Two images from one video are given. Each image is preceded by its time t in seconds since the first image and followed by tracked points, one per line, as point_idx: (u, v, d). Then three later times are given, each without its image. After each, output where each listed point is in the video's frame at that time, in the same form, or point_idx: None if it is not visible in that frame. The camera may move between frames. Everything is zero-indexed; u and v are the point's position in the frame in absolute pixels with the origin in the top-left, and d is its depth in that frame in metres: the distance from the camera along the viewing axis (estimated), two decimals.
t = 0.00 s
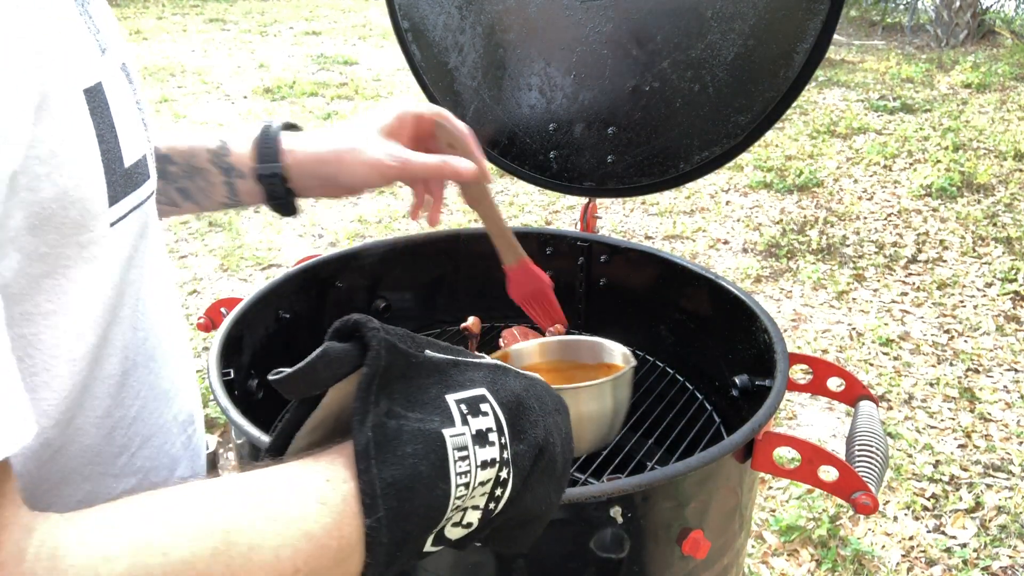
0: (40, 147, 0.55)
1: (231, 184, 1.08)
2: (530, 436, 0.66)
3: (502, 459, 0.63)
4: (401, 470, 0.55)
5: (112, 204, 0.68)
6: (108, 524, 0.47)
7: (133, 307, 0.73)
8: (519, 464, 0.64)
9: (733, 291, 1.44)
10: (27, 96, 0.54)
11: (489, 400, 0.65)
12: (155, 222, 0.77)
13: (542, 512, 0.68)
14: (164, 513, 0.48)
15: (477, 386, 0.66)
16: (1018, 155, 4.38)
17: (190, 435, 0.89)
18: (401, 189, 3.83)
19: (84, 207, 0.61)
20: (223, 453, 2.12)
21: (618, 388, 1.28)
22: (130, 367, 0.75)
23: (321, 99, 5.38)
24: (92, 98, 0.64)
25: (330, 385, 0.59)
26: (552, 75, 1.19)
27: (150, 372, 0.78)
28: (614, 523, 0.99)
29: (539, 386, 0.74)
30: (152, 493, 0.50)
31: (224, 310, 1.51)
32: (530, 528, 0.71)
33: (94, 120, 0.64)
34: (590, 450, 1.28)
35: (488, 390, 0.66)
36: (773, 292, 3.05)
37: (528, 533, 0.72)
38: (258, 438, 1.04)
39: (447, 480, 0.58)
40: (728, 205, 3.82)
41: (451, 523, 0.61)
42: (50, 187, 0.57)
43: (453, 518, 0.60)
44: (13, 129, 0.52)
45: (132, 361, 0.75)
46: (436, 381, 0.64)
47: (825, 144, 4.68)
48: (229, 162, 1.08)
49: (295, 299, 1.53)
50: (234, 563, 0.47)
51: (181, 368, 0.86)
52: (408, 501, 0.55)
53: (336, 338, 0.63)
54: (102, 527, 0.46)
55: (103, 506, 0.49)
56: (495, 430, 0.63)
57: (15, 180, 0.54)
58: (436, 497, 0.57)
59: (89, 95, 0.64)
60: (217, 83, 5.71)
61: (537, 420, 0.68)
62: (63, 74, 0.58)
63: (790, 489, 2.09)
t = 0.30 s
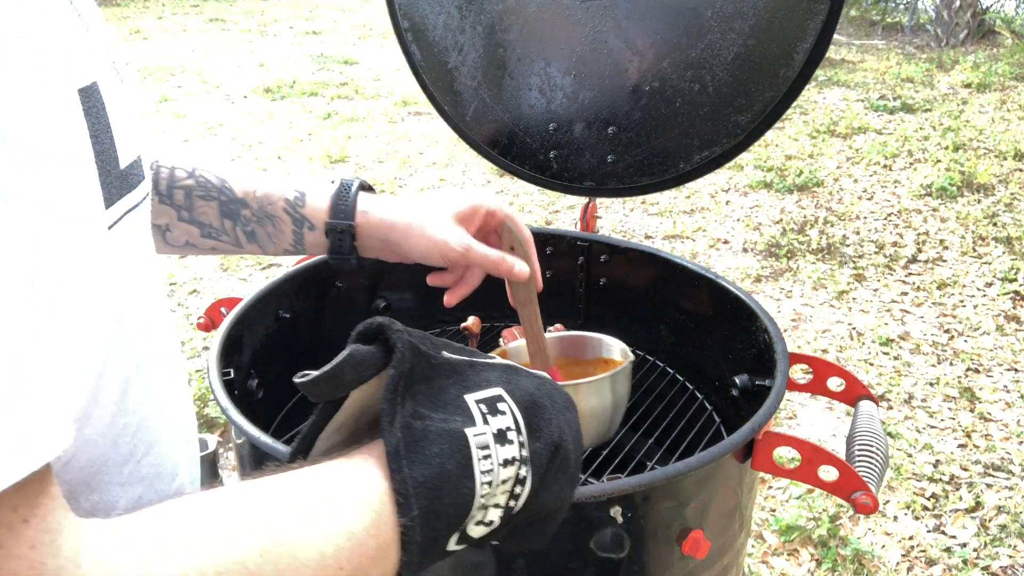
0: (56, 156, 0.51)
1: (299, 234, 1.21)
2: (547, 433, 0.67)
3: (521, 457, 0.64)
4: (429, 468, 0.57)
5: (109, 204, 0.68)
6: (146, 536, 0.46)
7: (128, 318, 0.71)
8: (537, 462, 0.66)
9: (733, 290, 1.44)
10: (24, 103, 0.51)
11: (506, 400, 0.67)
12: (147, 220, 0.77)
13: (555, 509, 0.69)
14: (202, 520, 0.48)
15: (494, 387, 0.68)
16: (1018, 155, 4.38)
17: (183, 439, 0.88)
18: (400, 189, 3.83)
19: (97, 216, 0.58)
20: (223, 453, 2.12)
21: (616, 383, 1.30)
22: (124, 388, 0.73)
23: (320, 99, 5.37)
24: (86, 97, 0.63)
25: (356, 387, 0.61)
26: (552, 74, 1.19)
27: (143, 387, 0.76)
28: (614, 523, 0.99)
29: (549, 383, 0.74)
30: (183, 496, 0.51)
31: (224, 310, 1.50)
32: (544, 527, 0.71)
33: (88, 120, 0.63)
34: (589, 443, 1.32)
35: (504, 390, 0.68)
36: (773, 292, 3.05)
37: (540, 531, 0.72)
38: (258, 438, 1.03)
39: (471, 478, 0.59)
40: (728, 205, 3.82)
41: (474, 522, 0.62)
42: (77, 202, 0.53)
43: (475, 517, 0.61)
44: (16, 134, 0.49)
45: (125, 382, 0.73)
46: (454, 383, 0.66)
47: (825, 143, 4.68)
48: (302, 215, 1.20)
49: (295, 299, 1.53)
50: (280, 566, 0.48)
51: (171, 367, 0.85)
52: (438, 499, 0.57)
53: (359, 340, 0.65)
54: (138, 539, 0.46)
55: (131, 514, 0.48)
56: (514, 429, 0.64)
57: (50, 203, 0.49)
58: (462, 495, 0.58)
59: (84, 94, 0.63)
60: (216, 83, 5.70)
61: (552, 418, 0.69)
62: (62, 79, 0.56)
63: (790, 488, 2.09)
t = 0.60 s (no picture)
0: (57, 155, 0.44)
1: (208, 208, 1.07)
2: (582, 438, 0.67)
3: (556, 463, 0.64)
4: (466, 476, 0.59)
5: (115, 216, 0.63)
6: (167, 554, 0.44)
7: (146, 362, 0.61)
8: (571, 467, 0.66)
9: (733, 291, 1.44)
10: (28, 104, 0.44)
11: (543, 405, 0.67)
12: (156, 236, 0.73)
13: (590, 511, 0.70)
14: (224, 534, 0.46)
15: (530, 391, 0.68)
16: (1018, 155, 4.38)
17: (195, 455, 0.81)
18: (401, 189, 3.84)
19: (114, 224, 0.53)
20: (222, 453, 2.12)
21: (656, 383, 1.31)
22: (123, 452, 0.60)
23: (320, 99, 5.38)
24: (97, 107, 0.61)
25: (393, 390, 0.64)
26: (552, 75, 1.19)
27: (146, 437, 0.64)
28: (613, 523, 0.99)
29: (585, 387, 0.73)
30: (196, 516, 0.48)
31: (224, 310, 1.50)
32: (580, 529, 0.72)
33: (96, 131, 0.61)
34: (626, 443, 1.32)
35: (541, 394, 0.68)
36: (773, 292, 3.05)
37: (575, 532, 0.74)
38: (259, 438, 1.04)
39: (507, 485, 0.61)
40: (728, 205, 3.82)
41: (507, 526, 0.63)
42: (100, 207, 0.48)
43: (509, 521, 0.62)
44: (14, 130, 0.42)
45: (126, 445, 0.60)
46: (490, 388, 0.68)
47: (825, 143, 4.68)
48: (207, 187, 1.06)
49: (296, 299, 1.53)
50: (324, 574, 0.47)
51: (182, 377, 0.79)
52: (474, 507, 0.58)
53: (399, 346, 0.69)
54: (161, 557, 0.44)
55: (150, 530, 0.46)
56: (549, 435, 0.65)
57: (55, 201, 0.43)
58: (497, 502, 0.60)
59: (93, 105, 0.62)
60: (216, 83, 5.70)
61: (588, 423, 0.68)
62: (69, 84, 0.47)
63: (790, 488, 2.10)
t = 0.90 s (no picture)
0: (58, 154, 0.43)
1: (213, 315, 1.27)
2: (601, 434, 0.69)
3: (575, 459, 0.66)
4: (485, 471, 0.60)
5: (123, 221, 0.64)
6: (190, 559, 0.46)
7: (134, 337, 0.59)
8: (591, 462, 0.68)
9: (733, 291, 1.44)
10: (25, 102, 0.43)
11: (561, 400, 0.68)
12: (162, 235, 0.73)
13: (610, 507, 0.72)
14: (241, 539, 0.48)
15: (549, 388, 0.70)
16: (1018, 155, 4.38)
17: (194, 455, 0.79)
18: (401, 189, 3.83)
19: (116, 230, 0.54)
20: (223, 453, 2.12)
21: (678, 375, 1.31)
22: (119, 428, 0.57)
23: (320, 99, 5.38)
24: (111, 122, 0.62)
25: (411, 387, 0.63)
26: (552, 75, 1.19)
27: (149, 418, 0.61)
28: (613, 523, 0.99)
29: (605, 382, 0.75)
30: (204, 525, 0.49)
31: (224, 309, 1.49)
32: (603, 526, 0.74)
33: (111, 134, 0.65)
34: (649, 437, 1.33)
35: (559, 391, 0.70)
36: (773, 292, 3.05)
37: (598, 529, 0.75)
38: (259, 438, 1.04)
39: (527, 481, 0.62)
40: (728, 206, 3.82)
41: (528, 522, 0.65)
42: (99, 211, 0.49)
43: (529, 517, 0.64)
44: (14, 130, 0.42)
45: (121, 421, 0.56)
46: (507, 384, 0.69)
47: (825, 144, 4.68)
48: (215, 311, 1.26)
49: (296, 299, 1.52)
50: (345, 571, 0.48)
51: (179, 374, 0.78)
52: (493, 502, 0.60)
53: (415, 342, 0.67)
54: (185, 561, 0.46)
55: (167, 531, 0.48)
56: (568, 430, 0.66)
57: (55, 202, 0.43)
58: (518, 497, 0.61)
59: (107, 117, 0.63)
60: (216, 83, 5.70)
61: (607, 417, 0.70)
62: (80, 80, 0.46)
63: (790, 488, 2.10)
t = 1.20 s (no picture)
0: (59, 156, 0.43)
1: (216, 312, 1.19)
2: (590, 435, 0.69)
3: (564, 462, 0.66)
4: (473, 479, 0.60)
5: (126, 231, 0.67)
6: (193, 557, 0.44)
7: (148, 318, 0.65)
8: (580, 464, 0.68)
9: (733, 291, 1.44)
10: (25, 103, 0.42)
11: (549, 403, 0.68)
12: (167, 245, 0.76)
13: (601, 506, 0.72)
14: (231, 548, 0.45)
15: (536, 390, 0.69)
16: (1017, 155, 4.39)
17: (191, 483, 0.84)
18: (400, 189, 3.84)
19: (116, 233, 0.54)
20: (223, 453, 2.12)
21: (671, 366, 1.31)
22: (137, 400, 0.66)
23: (320, 99, 5.38)
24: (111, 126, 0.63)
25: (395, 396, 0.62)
26: (552, 75, 1.19)
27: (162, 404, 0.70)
28: (613, 523, 0.99)
29: (594, 381, 0.75)
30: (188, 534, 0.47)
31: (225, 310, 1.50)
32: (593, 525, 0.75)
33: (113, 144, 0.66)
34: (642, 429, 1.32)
35: (548, 393, 0.69)
36: (773, 292, 3.05)
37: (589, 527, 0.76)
38: (258, 438, 1.04)
39: (516, 488, 0.62)
40: (728, 206, 3.82)
41: (518, 526, 0.65)
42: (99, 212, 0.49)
43: (519, 522, 0.64)
44: (14, 130, 0.41)
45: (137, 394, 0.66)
46: (495, 388, 0.68)
47: (825, 144, 4.68)
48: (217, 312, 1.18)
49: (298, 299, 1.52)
50: None
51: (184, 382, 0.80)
52: (483, 511, 0.60)
53: (398, 350, 0.67)
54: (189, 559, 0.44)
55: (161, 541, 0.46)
56: (557, 434, 0.66)
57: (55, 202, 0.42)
58: (507, 503, 0.61)
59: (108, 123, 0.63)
60: (216, 83, 5.71)
61: (597, 418, 0.70)
62: (66, 77, 0.47)
63: (790, 489, 2.10)
